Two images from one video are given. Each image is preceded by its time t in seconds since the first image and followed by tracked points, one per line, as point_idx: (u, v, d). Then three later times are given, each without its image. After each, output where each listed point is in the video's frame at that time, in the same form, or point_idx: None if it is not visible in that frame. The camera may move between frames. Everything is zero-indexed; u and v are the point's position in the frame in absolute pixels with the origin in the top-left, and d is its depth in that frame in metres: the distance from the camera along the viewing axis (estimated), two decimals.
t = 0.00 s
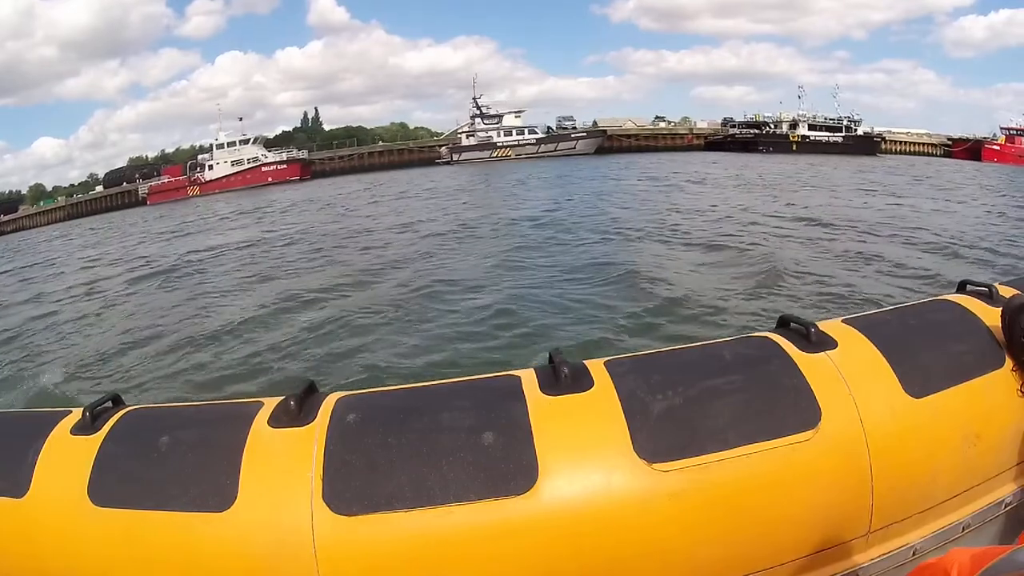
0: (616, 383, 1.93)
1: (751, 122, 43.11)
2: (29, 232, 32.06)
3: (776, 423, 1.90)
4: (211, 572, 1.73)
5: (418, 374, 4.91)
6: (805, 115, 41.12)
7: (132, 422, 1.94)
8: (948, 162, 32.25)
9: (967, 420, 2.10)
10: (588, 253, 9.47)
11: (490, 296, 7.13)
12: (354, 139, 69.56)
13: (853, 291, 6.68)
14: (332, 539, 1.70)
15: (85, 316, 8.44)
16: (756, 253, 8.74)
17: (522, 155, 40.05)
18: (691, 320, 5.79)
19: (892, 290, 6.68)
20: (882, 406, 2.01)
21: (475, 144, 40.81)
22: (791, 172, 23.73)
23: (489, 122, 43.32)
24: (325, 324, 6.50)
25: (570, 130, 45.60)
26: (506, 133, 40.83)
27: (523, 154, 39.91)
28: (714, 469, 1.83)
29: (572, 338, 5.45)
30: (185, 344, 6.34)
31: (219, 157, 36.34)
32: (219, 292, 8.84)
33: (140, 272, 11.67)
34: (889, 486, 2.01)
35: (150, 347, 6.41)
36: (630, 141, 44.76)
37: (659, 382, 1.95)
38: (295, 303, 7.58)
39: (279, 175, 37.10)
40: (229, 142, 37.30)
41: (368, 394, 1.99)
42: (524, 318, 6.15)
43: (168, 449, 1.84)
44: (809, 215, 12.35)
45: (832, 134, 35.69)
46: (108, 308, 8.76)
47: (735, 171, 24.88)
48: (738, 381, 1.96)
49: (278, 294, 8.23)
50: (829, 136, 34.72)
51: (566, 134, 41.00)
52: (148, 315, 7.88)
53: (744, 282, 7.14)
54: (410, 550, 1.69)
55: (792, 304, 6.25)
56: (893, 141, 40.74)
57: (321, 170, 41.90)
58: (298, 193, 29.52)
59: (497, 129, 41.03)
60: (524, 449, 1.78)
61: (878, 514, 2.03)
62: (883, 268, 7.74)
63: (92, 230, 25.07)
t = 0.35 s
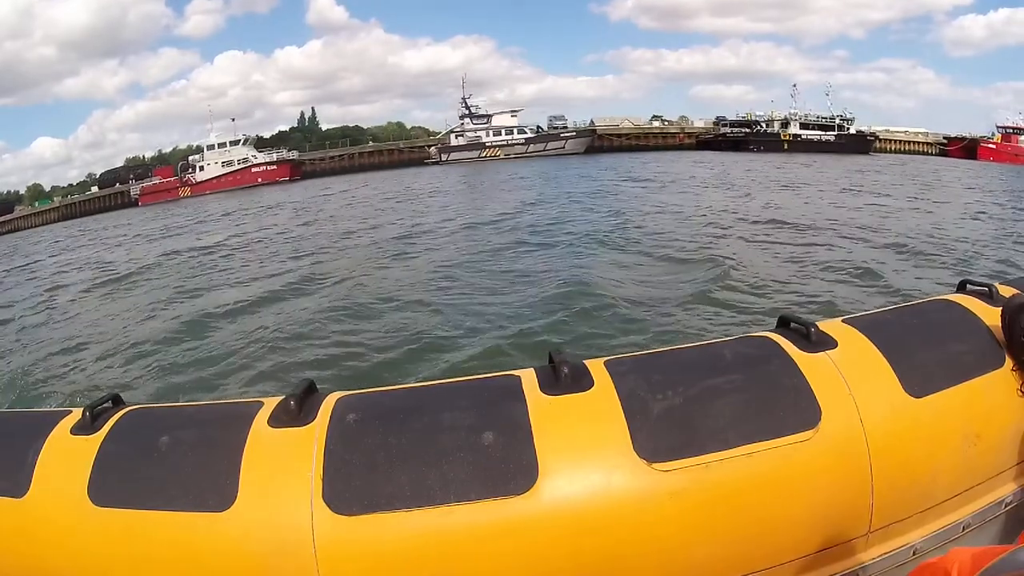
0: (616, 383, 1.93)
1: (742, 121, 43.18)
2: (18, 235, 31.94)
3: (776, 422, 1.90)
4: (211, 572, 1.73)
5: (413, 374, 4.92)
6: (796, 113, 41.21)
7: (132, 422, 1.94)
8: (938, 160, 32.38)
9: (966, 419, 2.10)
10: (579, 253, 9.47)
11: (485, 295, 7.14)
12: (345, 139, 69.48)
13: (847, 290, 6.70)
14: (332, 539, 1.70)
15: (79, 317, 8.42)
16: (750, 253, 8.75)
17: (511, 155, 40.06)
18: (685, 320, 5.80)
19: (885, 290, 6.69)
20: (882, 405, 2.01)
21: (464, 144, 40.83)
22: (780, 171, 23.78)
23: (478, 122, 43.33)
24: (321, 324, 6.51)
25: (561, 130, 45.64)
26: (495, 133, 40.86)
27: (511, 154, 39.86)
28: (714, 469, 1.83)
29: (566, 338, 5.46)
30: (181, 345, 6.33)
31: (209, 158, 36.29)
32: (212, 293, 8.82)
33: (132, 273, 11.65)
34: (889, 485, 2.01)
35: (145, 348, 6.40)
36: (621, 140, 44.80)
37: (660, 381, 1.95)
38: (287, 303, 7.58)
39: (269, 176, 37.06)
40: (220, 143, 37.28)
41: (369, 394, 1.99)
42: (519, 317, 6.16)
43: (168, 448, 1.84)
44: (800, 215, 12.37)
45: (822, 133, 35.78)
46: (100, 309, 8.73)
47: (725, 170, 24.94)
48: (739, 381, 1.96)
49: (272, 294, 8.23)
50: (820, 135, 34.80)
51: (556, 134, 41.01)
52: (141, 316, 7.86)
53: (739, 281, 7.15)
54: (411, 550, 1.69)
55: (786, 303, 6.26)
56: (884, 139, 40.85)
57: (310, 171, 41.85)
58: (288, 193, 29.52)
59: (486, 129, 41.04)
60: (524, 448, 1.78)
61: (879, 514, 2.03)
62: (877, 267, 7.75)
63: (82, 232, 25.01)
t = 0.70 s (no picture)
0: (616, 383, 1.94)
1: (735, 121, 43.17)
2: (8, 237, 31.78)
3: (776, 423, 1.90)
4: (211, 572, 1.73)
5: (410, 374, 4.92)
6: (788, 113, 41.19)
7: (132, 422, 1.94)
8: (930, 160, 32.41)
9: (967, 420, 2.10)
10: (572, 253, 9.46)
11: (480, 296, 7.13)
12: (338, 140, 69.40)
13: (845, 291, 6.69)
14: (332, 540, 1.69)
15: (72, 319, 8.39)
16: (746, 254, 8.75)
17: (501, 156, 39.90)
18: (682, 321, 5.79)
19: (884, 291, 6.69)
20: (882, 406, 2.01)
21: (454, 145, 40.77)
22: (771, 172, 23.75)
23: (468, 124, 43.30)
24: (318, 324, 6.50)
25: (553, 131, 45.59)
26: (486, 134, 40.81)
27: (502, 155, 39.83)
28: (714, 469, 1.83)
29: (563, 338, 5.46)
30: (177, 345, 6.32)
31: (202, 160, 36.30)
32: (206, 294, 8.79)
33: (125, 275, 11.61)
34: (889, 486, 2.01)
35: (141, 349, 6.38)
36: (613, 141, 44.77)
37: (660, 381, 1.95)
38: (281, 304, 7.56)
39: (261, 178, 37.01)
40: (212, 145, 37.27)
41: (369, 394, 1.99)
42: (515, 318, 6.16)
43: (168, 448, 1.84)
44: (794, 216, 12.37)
45: (814, 133, 35.76)
46: (94, 311, 8.70)
47: (717, 171, 24.94)
48: (739, 381, 1.96)
49: (267, 295, 8.20)
50: (812, 135, 34.80)
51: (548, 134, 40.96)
52: (135, 317, 7.84)
53: (736, 282, 7.15)
54: (410, 550, 1.69)
55: (784, 304, 6.26)
56: (878, 139, 40.90)
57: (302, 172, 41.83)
58: (280, 195, 29.47)
59: (476, 130, 40.99)
60: (525, 448, 1.78)
61: (879, 515, 2.03)
62: (874, 268, 7.74)
63: (73, 234, 24.93)
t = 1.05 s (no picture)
0: (617, 384, 1.94)
1: (728, 121, 43.20)
2: None
3: (778, 425, 1.90)
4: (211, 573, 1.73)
5: (406, 375, 4.93)
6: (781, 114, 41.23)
7: (132, 423, 1.94)
8: (923, 160, 32.46)
9: (967, 420, 2.10)
10: (566, 254, 9.45)
11: (477, 297, 7.14)
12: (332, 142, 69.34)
13: (842, 292, 6.69)
14: (332, 540, 1.69)
15: (67, 321, 8.37)
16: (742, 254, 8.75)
17: (492, 158, 39.88)
18: (679, 321, 5.79)
19: (881, 292, 6.68)
20: (883, 406, 2.01)
21: (444, 147, 40.77)
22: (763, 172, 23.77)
23: (460, 125, 43.33)
24: (315, 325, 6.50)
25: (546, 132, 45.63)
26: (477, 136, 40.82)
27: (493, 156, 39.83)
28: (715, 470, 1.82)
29: (560, 339, 5.46)
30: (174, 346, 6.31)
31: (195, 163, 36.30)
32: (201, 296, 8.78)
33: (118, 277, 11.59)
34: (889, 487, 2.01)
35: (138, 350, 6.37)
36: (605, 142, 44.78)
37: (661, 382, 1.95)
38: (276, 305, 7.57)
39: (253, 180, 37.01)
40: (205, 147, 37.25)
41: (368, 395, 1.99)
42: (511, 319, 6.16)
43: (169, 449, 1.84)
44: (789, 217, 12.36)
45: (806, 134, 35.79)
46: (88, 313, 8.69)
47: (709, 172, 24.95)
48: (740, 383, 1.96)
49: (263, 296, 8.20)
50: (805, 135, 34.81)
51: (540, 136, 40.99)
52: (131, 319, 7.83)
53: (733, 283, 7.14)
54: (411, 550, 1.69)
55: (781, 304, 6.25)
56: (873, 140, 40.92)
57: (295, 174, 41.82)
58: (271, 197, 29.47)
59: (467, 132, 41.00)
60: (525, 449, 1.78)
61: (879, 516, 2.02)
62: (871, 269, 7.74)
63: (64, 237, 24.87)
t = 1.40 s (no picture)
0: (617, 384, 1.94)
1: (721, 121, 43.25)
2: None
3: (778, 425, 1.90)
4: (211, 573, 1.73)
5: (403, 375, 4.93)
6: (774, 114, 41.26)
7: (132, 423, 1.94)
8: (916, 160, 32.51)
9: (967, 421, 2.10)
10: (560, 255, 9.45)
11: (473, 297, 7.15)
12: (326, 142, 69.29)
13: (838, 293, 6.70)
14: (332, 540, 1.70)
15: (62, 321, 8.36)
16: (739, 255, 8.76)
17: (483, 159, 39.86)
18: (675, 322, 5.79)
19: (878, 292, 6.68)
20: (883, 407, 2.01)
21: (435, 148, 40.78)
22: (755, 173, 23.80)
23: (453, 126, 43.33)
24: (313, 325, 6.51)
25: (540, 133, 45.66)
26: (468, 137, 40.83)
27: (484, 157, 39.84)
28: (715, 470, 1.82)
29: (556, 340, 5.47)
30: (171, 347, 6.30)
31: (189, 164, 36.27)
32: (196, 296, 8.78)
33: (113, 278, 11.57)
34: (890, 487, 2.01)
35: (135, 351, 6.37)
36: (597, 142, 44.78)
37: (661, 383, 1.94)
38: (273, 306, 7.56)
39: (246, 181, 37.01)
40: (198, 149, 37.25)
41: (367, 395, 1.99)
42: (508, 319, 6.17)
43: (169, 449, 1.84)
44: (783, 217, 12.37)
45: (799, 134, 35.83)
46: (82, 313, 8.67)
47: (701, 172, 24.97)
48: (740, 383, 1.96)
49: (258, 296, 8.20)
50: (798, 135, 34.85)
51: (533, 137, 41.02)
52: (126, 320, 7.82)
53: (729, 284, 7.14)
54: (410, 550, 1.69)
55: (777, 305, 6.26)
56: (867, 140, 40.95)
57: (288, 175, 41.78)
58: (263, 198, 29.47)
59: (458, 133, 40.98)
60: (525, 449, 1.78)
61: (880, 516, 2.02)
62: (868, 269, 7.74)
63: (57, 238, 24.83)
